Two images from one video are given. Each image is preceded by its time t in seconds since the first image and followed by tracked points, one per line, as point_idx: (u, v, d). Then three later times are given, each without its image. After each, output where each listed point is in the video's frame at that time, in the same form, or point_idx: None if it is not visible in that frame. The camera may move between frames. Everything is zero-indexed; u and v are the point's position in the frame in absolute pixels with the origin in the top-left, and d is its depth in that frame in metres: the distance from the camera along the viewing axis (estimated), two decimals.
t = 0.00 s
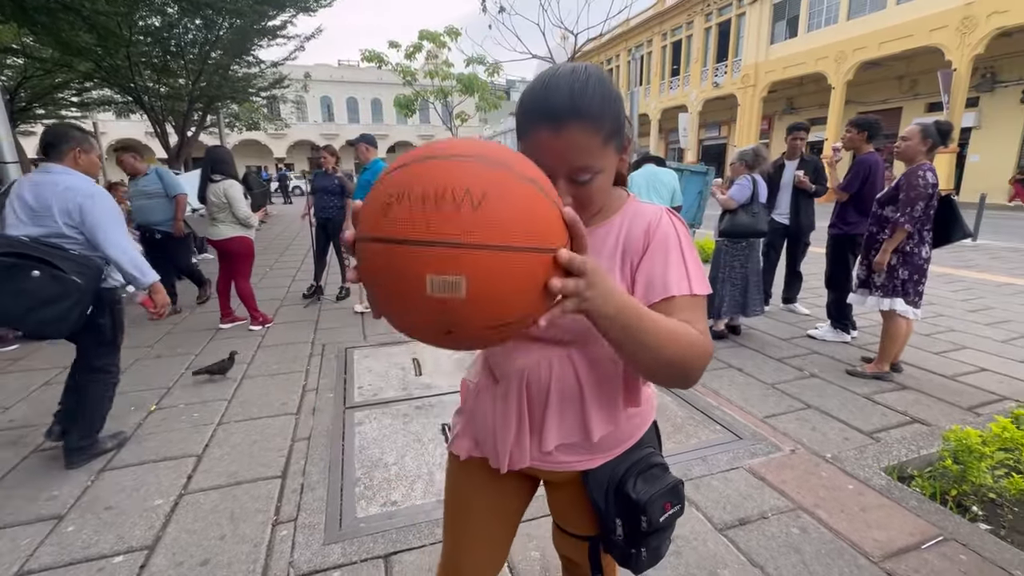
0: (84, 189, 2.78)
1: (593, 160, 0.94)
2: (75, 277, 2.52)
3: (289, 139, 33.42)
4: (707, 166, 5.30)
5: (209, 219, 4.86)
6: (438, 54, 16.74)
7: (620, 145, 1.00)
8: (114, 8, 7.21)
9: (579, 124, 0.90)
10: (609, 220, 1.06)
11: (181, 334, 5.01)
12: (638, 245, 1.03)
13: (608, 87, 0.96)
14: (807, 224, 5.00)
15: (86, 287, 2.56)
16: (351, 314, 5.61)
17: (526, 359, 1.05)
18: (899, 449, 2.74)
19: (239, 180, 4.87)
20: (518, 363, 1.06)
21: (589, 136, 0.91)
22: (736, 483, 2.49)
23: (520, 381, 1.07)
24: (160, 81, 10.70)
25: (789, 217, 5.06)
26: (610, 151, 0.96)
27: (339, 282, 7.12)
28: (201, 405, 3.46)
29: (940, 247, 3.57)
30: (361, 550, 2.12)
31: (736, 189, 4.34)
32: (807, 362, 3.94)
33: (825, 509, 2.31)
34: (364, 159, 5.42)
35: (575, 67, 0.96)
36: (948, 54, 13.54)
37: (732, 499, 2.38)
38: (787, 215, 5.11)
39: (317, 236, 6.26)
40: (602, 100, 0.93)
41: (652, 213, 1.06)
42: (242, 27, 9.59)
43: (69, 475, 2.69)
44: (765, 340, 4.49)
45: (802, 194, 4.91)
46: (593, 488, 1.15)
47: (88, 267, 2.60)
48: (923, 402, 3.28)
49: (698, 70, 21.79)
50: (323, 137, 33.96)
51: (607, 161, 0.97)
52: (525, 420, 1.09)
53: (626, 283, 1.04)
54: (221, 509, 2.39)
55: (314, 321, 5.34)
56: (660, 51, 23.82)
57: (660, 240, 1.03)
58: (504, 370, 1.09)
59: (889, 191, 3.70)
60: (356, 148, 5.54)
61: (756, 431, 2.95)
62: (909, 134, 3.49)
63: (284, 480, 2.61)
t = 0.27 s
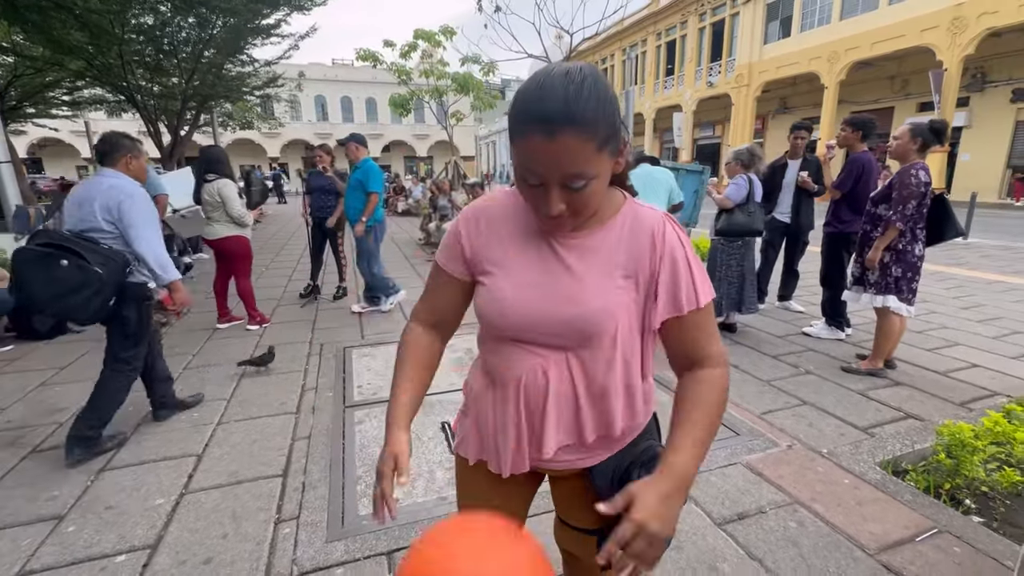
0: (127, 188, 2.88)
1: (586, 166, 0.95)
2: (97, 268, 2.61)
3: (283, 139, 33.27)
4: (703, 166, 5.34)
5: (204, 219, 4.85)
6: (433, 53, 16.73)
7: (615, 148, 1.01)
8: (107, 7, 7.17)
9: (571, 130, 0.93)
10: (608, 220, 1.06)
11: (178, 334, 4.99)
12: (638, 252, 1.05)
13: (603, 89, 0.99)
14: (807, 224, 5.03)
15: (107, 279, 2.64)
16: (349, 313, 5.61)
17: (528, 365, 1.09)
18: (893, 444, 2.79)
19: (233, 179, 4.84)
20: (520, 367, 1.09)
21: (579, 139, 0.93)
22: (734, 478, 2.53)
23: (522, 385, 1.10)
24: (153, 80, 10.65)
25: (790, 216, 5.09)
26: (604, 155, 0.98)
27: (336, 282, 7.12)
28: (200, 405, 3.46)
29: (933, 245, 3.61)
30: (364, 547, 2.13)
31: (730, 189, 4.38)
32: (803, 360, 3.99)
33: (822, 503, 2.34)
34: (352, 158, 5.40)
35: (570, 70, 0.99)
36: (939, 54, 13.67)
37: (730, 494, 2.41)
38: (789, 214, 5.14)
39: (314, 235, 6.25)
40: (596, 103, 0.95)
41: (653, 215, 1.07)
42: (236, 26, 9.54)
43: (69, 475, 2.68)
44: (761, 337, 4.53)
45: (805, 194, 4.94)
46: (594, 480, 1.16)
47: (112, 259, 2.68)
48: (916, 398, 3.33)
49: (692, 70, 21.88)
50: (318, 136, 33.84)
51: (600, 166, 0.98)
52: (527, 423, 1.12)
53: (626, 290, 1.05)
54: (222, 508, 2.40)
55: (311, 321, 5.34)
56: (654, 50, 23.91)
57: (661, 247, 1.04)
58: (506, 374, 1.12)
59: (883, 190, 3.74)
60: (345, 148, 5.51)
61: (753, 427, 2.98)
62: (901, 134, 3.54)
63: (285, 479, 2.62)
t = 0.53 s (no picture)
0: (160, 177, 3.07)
1: (581, 161, 0.95)
2: (139, 256, 2.83)
3: (278, 137, 33.15)
4: (702, 164, 5.36)
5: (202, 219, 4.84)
6: (430, 51, 16.70)
7: (610, 145, 1.01)
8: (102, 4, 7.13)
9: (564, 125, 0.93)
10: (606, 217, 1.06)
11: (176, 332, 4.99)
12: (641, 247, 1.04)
13: (597, 85, 0.99)
14: (806, 222, 5.05)
15: (148, 266, 2.86)
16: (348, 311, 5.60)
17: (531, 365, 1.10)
18: (892, 439, 2.81)
19: (231, 177, 4.81)
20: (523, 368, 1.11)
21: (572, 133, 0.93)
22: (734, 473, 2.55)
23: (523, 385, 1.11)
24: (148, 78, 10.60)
25: (788, 214, 5.11)
26: (599, 151, 0.97)
27: (334, 280, 7.11)
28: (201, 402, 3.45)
29: (930, 243, 3.64)
30: (368, 543, 2.14)
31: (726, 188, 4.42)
32: (801, 356, 4.02)
33: (822, 497, 2.36)
34: (345, 156, 5.39)
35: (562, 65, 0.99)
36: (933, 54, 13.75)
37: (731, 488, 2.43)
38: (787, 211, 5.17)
39: (312, 233, 6.24)
40: (589, 101, 0.95)
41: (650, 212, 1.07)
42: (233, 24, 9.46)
43: (70, 473, 2.68)
44: (759, 334, 4.55)
45: (805, 192, 4.96)
46: (604, 471, 1.17)
47: (151, 247, 2.90)
48: (914, 393, 3.36)
49: (688, 68, 21.92)
50: (313, 134, 33.73)
51: (596, 161, 0.97)
52: (528, 423, 1.13)
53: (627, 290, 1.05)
54: (226, 505, 2.40)
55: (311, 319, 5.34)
56: (651, 49, 23.96)
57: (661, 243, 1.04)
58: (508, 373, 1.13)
59: (880, 187, 3.77)
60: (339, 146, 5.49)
61: (753, 423, 3.00)
62: (897, 132, 3.59)
63: (288, 476, 2.62)
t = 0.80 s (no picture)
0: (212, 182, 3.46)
1: (564, 152, 0.94)
2: (195, 256, 3.24)
3: (278, 136, 33.14)
4: (702, 163, 5.37)
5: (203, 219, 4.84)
6: (430, 50, 16.71)
7: (593, 151, 1.01)
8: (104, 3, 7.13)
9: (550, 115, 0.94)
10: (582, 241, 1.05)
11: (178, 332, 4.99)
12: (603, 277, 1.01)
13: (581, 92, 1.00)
14: (807, 221, 5.06)
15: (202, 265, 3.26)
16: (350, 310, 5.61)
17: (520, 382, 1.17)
18: (894, 438, 2.82)
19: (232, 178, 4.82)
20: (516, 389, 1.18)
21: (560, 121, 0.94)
22: (737, 472, 2.56)
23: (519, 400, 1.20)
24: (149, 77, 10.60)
25: (789, 214, 5.12)
26: (582, 149, 0.96)
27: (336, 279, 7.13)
28: (204, 402, 3.46)
29: (932, 242, 3.64)
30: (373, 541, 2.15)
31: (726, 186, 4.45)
32: (802, 355, 4.03)
33: (824, 496, 2.37)
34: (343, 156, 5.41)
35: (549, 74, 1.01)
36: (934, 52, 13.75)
37: (734, 487, 2.44)
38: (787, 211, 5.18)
39: (313, 232, 6.26)
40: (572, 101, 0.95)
41: (622, 235, 1.04)
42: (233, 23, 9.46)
43: (75, 472, 2.68)
44: (760, 333, 4.56)
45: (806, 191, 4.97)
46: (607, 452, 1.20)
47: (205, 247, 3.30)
48: (915, 392, 3.37)
49: (688, 67, 21.91)
50: (314, 133, 33.73)
51: (580, 167, 0.97)
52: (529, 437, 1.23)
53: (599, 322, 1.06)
54: (231, 504, 2.41)
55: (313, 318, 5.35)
56: (651, 47, 23.96)
57: (627, 264, 0.99)
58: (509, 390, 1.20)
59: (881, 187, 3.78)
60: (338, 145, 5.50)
61: (755, 421, 3.02)
62: (898, 132, 3.61)
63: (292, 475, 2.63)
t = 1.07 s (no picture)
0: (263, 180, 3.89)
1: (551, 165, 0.93)
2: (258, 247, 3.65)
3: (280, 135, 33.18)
4: (704, 162, 5.36)
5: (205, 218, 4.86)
6: (431, 49, 16.70)
7: (581, 149, 1.00)
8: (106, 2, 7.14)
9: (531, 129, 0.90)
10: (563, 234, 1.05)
11: (180, 330, 5.00)
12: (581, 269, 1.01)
13: (568, 88, 0.97)
14: (808, 221, 5.02)
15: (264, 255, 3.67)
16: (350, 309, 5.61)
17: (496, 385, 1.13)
18: (896, 437, 2.81)
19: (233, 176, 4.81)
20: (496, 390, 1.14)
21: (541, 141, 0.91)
22: (739, 471, 2.55)
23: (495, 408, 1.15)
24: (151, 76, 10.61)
25: (790, 213, 5.10)
26: (569, 156, 0.96)
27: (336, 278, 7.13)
28: (206, 400, 3.46)
29: (934, 242, 3.62)
30: (374, 540, 2.15)
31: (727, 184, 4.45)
32: (804, 354, 4.02)
33: (826, 495, 2.37)
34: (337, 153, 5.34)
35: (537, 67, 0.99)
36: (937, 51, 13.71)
37: (736, 486, 2.44)
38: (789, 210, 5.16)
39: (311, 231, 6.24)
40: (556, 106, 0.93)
41: (609, 219, 1.04)
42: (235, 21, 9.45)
43: (77, 471, 2.69)
44: (762, 333, 4.55)
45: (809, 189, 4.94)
46: (593, 458, 1.18)
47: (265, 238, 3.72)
48: (917, 391, 3.36)
49: (690, 66, 21.89)
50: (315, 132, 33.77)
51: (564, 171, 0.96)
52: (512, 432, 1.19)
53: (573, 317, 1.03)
54: (232, 502, 2.41)
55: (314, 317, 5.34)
56: (653, 46, 23.94)
57: (607, 247, 0.98)
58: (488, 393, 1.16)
59: (883, 185, 3.76)
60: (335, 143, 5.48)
61: (756, 421, 3.01)
62: (901, 131, 3.60)
63: (294, 473, 2.63)
